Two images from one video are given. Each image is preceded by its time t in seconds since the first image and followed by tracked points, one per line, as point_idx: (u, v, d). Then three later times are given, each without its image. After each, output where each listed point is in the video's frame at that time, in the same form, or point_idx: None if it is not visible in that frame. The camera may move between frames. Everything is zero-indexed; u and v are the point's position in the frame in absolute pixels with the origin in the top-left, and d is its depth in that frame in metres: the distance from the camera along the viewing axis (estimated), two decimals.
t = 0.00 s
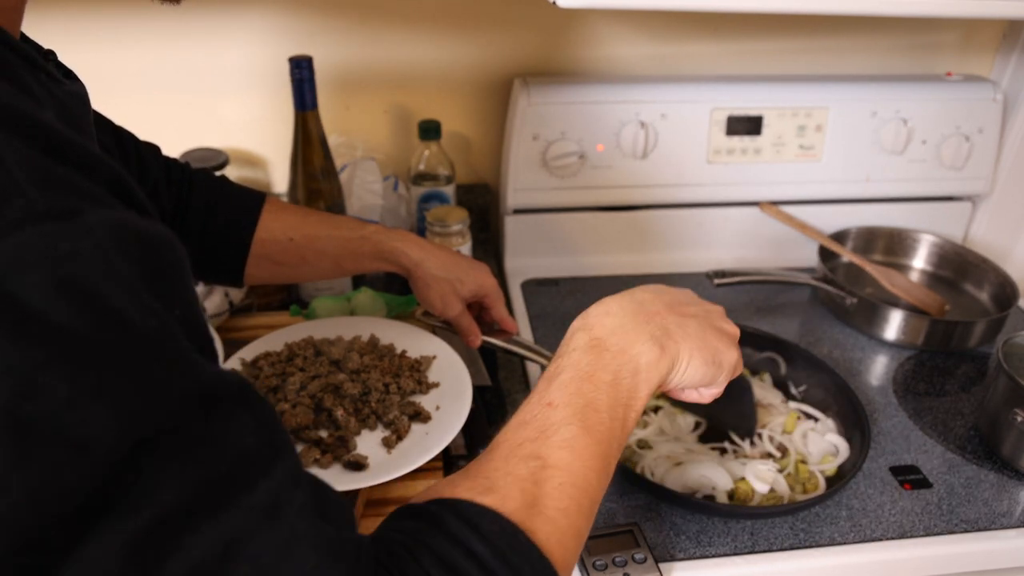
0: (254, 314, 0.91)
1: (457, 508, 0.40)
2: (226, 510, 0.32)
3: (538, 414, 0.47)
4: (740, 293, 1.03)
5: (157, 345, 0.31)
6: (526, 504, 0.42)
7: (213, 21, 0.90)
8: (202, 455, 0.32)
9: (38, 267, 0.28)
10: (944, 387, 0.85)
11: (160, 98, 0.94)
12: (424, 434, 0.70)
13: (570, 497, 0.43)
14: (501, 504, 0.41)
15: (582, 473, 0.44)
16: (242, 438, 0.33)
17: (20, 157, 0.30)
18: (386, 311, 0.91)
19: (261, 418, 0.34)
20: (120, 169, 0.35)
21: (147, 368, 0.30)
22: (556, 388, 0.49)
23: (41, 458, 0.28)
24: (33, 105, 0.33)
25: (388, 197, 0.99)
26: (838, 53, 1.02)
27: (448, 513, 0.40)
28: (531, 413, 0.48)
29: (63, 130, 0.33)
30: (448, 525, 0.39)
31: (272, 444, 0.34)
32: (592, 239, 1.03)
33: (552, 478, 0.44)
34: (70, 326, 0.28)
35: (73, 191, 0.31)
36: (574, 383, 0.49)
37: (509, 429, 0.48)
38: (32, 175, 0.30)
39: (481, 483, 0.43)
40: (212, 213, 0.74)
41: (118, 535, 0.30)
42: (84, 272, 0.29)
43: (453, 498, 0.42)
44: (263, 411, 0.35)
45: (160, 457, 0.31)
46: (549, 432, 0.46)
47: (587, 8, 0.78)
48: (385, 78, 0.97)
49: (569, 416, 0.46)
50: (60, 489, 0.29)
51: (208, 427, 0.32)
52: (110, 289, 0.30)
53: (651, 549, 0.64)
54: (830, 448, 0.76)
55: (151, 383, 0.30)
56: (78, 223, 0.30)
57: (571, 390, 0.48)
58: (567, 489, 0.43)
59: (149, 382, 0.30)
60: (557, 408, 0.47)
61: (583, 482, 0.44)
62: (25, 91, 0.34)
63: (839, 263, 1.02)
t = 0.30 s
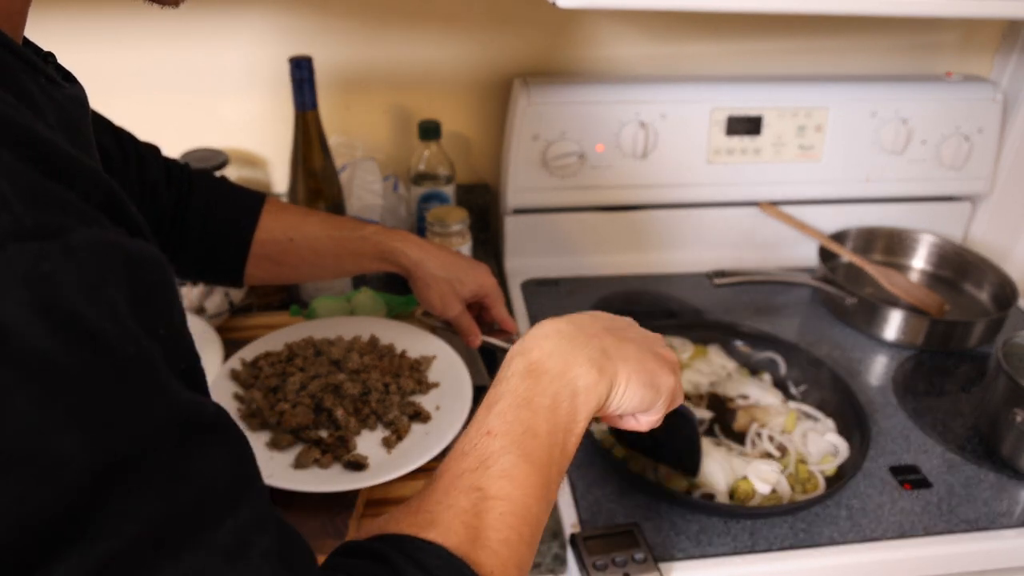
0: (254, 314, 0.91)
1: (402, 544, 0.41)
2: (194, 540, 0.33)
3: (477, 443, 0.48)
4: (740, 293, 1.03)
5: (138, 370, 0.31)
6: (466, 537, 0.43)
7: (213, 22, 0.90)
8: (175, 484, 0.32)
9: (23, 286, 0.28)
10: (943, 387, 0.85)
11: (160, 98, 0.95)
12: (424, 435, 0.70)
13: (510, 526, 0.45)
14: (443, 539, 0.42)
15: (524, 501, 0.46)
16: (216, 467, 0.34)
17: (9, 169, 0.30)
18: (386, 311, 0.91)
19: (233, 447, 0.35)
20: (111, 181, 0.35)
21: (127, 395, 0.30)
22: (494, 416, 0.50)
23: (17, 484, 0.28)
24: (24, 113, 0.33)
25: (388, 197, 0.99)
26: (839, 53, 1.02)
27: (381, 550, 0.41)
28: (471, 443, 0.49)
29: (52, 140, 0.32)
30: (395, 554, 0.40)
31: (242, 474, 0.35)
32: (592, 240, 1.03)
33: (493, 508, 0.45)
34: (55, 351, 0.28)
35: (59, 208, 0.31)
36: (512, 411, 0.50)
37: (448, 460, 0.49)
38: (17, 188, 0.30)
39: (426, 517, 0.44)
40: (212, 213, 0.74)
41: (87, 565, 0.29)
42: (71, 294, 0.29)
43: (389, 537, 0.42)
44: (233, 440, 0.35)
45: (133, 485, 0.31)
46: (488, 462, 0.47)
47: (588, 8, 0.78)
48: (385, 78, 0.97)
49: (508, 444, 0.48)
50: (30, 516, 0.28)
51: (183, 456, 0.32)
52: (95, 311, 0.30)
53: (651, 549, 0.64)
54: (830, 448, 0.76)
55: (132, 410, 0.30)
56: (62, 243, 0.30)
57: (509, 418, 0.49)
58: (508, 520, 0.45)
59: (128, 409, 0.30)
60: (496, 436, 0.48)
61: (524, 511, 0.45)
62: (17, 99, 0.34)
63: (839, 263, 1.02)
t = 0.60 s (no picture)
0: (254, 314, 0.91)
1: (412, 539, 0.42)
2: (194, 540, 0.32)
3: (482, 444, 0.49)
4: (740, 293, 1.02)
5: (131, 374, 0.31)
6: (467, 538, 0.43)
7: (213, 22, 0.90)
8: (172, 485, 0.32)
9: (17, 298, 0.28)
10: (944, 387, 0.85)
11: (160, 98, 0.95)
12: (424, 435, 0.70)
13: (510, 530, 0.45)
14: (446, 540, 0.43)
15: (525, 507, 0.46)
16: (213, 466, 0.33)
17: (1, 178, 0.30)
18: (386, 311, 0.91)
19: (228, 443, 0.35)
20: (101, 183, 0.35)
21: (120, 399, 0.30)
22: (500, 420, 0.50)
23: (11, 492, 0.28)
24: (13, 118, 0.33)
25: (388, 197, 0.99)
26: (839, 53, 1.02)
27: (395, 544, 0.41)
28: (476, 444, 0.49)
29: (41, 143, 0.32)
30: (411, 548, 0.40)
31: (238, 470, 0.35)
32: (591, 240, 1.03)
33: (494, 511, 0.45)
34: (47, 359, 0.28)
35: (52, 215, 0.31)
36: (520, 416, 0.50)
37: (453, 460, 0.49)
38: (12, 197, 0.30)
39: (429, 517, 0.44)
40: (212, 212, 0.74)
41: (86, 570, 0.29)
42: (63, 304, 0.29)
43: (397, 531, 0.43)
44: (228, 437, 0.35)
45: (130, 488, 0.31)
46: (493, 465, 0.47)
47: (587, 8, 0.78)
48: (385, 78, 0.97)
49: (513, 446, 0.48)
50: (27, 524, 0.28)
51: (179, 456, 0.32)
52: (88, 319, 0.30)
53: (651, 549, 0.64)
54: (830, 448, 0.76)
55: (125, 414, 0.30)
56: (55, 253, 0.30)
57: (516, 422, 0.49)
58: (508, 524, 0.45)
59: (121, 413, 0.30)
60: (501, 440, 0.48)
61: (524, 514, 0.46)
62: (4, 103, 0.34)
63: (839, 263, 1.02)
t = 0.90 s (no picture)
0: (254, 313, 0.91)
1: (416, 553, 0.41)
2: (185, 548, 0.33)
3: (494, 473, 0.49)
4: (739, 293, 1.02)
5: (126, 383, 0.31)
6: (477, 559, 0.43)
7: (213, 22, 0.90)
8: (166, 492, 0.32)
9: (10, 308, 0.28)
10: (944, 387, 0.85)
11: (160, 98, 0.94)
12: (424, 435, 0.70)
13: (516, 555, 0.45)
14: (457, 556, 0.43)
15: (530, 534, 0.46)
16: (206, 474, 0.34)
17: None
18: (386, 311, 0.91)
19: (222, 452, 0.35)
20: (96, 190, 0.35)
21: (116, 406, 0.30)
22: (507, 455, 0.50)
23: (7, 495, 0.28)
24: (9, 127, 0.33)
25: (388, 197, 0.99)
26: (839, 53, 1.02)
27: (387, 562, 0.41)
28: (484, 473, 0.49)
29: (37, 151, 0.33)
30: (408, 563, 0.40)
31: (229, 478, 0.35)
32: (592, 240, 1.03)
33: (501, 535, 0.45)
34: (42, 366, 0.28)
35: (48, 223, 0.31)
36: (527, 451, 0.50)
37: (463, 487, 0.49)
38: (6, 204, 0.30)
39: (438, 537, 0.44)
40: (212, 212, 0.74)
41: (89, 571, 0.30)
42: (54, 310, 0.29)
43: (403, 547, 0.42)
44: (221, 443, 0.35)
45: (123, 495, 0.31)
46: (500, 493, 0.47)
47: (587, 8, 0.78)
48: (385, 78, 0.97)
49: (523, 478, 0.48)
50: (21, 528, 0.28)
51: (180, 464, 0.33)
52: (81, 324, 0.30)
53: (651, 549, 0.64)
54: (830, 448, 0.76)
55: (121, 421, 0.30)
56: (51, 261, 0.30)
57: (524, 457, 0.49)
58: (513, 547, 0.45)
59: (116, 421, 0.30)
60: (512, 471, 0.48)
61: (531, 544, 0.46)
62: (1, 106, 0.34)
63: (839, 263, 1.02)
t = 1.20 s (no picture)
0: (254, 314, 0.91)
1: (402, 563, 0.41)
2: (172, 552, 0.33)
3: (460, 472, 0.49)
4: (740, 293, 1.03)
5: (113, 389, 0.31)
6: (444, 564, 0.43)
7: (213, 22, 0.90)
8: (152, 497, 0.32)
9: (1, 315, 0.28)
10: (944, 387, 0.85)
11: (160, 98, 0.95)
12: (423, 435, 0.70)
13: (486, 560, 0.44)
14: (420, 567, 0.43)
15: (502, 536, 0.46)
16: (190, 477, 0.34)
17: None
18: (386, 311, 0.91)
19: (202, 453, 0.36)
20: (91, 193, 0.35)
21: (104, 411, 0.31)
22: (477, 448, 0.50)
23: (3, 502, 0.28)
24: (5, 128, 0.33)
25: (388, 197, 0.99)
26: (838, 53, 1.02)
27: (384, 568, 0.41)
28: (454, 472, 0.49)
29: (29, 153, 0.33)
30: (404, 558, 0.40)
31: (211, 480, 0.36)
32: (591, 240, 1.03)
33: (470, 540, 0.45)
34: (33, 374, 0.28)
35: (30, 225, 0.31)
36: (498, 445, 0.50)
37: (432, 488, 0.49)
38: None
39: (404, 546, 0.44)
40: (213, 211, 0.74)
41: None
42: (43, 317, 0.29)
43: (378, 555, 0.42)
44: (202, 446, 0.36)
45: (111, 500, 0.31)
46: (470, 491, 0.47)
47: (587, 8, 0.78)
48: (385, 78, 0.97)
49: (490, 476, 0.48)
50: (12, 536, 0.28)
51: (163, 465, 0.33)
52: (69, 330, 0.30)
53: (651, 549, 0.64)
54: (830, 448, 0.76)
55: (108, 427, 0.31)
56: (33, 264, 0.30)
57: (495, 451, 0.50)
58: (486, 552, 0.45)
59: (104, 427, 0.30)
60: (479, 469, 0.48)
61: (503, 541, 0.46)
62: None
63: (839, 263, 1.02)
